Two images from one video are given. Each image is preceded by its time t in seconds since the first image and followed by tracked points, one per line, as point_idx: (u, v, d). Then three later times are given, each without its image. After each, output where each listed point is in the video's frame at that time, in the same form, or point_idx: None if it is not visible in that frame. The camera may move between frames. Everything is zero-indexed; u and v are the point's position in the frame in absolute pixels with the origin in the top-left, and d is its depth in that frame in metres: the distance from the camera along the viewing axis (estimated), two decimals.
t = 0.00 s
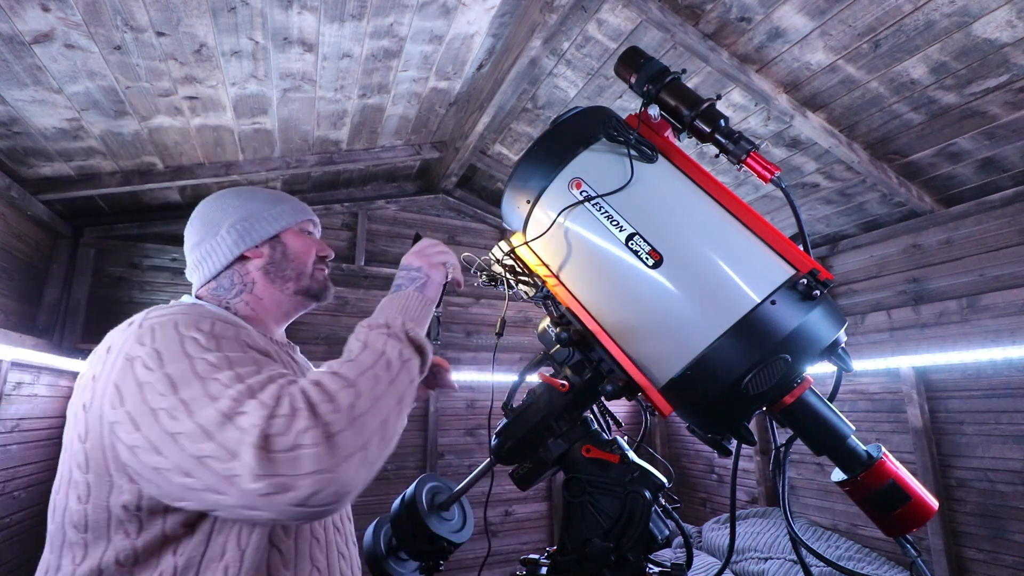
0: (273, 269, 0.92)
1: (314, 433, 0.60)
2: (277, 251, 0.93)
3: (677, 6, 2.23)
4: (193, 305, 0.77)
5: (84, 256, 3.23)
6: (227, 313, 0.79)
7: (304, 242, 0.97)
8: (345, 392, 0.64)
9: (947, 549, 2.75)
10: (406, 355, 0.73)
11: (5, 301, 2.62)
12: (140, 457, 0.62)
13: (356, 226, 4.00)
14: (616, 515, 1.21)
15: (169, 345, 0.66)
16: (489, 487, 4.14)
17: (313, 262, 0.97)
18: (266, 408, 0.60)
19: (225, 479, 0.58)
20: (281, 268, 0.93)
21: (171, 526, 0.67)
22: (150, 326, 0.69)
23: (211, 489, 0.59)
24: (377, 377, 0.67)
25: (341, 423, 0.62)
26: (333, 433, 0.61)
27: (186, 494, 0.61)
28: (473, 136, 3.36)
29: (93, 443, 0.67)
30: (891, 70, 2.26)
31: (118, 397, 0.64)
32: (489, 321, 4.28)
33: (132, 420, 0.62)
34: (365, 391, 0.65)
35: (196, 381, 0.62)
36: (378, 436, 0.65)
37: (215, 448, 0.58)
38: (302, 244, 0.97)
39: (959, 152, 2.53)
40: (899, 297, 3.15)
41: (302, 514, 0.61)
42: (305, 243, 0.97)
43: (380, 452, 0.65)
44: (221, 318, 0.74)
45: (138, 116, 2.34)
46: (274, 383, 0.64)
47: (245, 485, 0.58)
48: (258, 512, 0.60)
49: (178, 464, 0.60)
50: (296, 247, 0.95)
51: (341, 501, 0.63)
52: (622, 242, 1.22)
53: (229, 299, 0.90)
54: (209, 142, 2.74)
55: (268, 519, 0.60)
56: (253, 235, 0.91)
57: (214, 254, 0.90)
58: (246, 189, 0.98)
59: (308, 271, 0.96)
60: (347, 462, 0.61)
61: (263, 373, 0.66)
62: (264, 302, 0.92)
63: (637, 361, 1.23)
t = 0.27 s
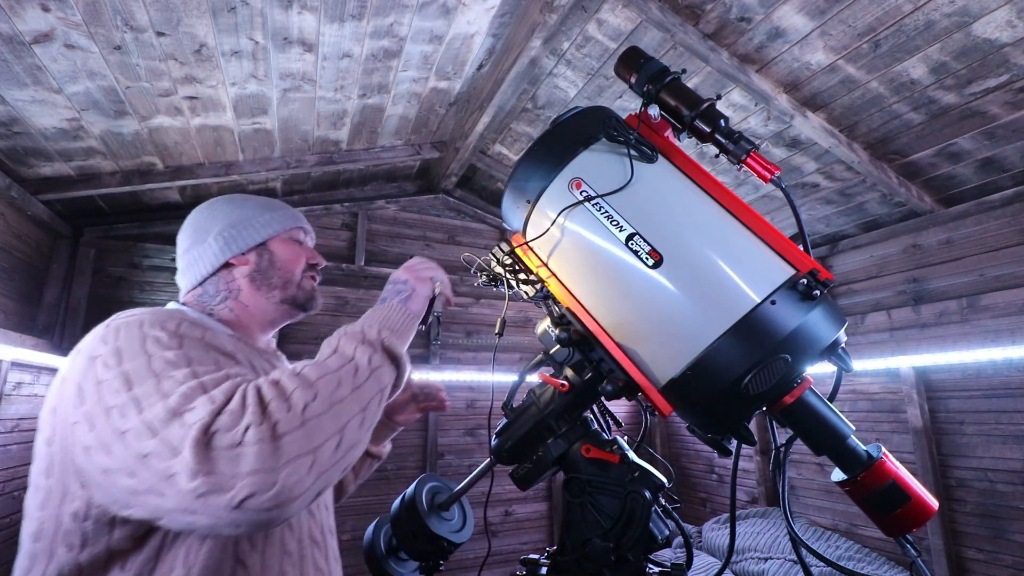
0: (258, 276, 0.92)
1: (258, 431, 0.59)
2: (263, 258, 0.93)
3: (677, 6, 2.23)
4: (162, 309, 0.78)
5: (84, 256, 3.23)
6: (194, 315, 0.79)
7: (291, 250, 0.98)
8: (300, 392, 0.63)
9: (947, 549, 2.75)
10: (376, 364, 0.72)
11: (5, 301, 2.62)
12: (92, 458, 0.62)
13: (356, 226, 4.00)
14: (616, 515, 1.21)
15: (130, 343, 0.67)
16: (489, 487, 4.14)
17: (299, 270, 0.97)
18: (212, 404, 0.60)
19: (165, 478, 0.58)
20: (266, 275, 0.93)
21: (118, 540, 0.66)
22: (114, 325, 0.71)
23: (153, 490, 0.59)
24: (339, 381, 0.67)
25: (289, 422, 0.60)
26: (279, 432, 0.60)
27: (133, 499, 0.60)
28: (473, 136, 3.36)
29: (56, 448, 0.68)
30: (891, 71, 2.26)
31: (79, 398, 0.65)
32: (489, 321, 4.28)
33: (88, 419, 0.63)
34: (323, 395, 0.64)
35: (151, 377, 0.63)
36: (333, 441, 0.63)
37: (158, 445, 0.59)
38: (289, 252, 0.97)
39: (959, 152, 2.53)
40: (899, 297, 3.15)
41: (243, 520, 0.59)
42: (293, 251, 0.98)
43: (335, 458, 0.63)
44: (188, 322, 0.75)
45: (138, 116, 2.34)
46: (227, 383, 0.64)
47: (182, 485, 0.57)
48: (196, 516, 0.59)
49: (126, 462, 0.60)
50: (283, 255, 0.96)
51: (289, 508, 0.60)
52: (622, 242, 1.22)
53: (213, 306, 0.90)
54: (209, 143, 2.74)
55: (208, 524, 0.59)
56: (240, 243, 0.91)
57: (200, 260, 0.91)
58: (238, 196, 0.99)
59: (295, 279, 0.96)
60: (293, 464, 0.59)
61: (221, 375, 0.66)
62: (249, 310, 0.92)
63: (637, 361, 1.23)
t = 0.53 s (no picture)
0: (205, 278, 0.93)
1: (171, 510, 0.59)
2: (211, 260, 0.93)
3: (677, 6, 2.23)
4: (92, 331, 0.76)
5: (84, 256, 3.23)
6: (132, 346, 0.78)
7: (241, 250, 0.97)
8: (225, 462, 0.63)
9: (947, 549, 2.75)
10: (320, 427, 0.70)
11: (5, 301, 2.62)
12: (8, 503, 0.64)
13: (357, 226, 4.00)
14: (616, 515, 1.21)
15: (47, 388, 0.65)
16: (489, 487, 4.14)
17: (249, 272, 0.97)
18: (125, 471, 0.60)
19: (75, 542, 0.59)
20: (213, 278, 0.93)
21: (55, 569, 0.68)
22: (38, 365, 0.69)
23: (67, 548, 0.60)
24: (274, 449, 0.66)
25: (209, 500, 0.60)
26: (195, 509, 0.60)
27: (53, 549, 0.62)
28: (473, 136, 3.36)
29: None
30: (891, 71, 2.26)
31: None
32: (489, 321, 4.28)
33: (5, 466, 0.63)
34: (252, 466, 0.64)
35: (65, 430, 0.62)
36: (258, 514, 0.64)
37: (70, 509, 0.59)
38: (239, 253, 0.96)
39: (959, 152, 2.53)
40: (899, 297, 3.15)
41: None
42: (243, 252, 0.97)
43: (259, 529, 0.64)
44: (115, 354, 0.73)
45: (138, 116, 2.34)
46: (147, 441, 0.63)
47: (88, 556, 0.59)
48: None
49: (41, 514, 0.61)
50: (232, 257, 0.95)
51: None
52: (622, 242, 1.22)
53: (159, 309, 0.92)
54: (209, 142, 2.74)
55: None
56: (186, 244, 0.91)
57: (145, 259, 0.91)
58: (193, 187, 0.98)
59: (245, 282, 0.96)
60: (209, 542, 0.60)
61: (143, 425, 0.65)
62: (195, 313, 0.94)
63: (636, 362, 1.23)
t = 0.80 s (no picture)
0: (182, 275, 0.96)
1: (136, 535, 0.60)
2: (191, 258, 0.97)
3: (677, 6, 2.23)
4: (66, 333, 0.78)
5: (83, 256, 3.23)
6: (108, 355, 0.79)
7: (222, 247, 1.00)
8: (192, 487, 0.64)
9: (947, 549, 2.75)
10: (293, 450, 0.71)
11: (5, 301, 2.62)
12: None
13: (357, 226, 4.00)
14: (616, 515, 1.20)
15: (20, 398, 0.67)
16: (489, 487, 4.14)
17: (230, 269, 1.00)
18: (92, 493, 0.61)
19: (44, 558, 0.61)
20: (192, 276, 0.96)
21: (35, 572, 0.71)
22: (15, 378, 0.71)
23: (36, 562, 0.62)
24: (243, 473, 0.67)
25: (174, 527, 0.62)
26: (158, 535, 0.61)
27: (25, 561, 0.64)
28: (473, 136, 3.36)
29: None
30: (891, 71, 2.26)
31: None
32: (489, 321, 4.27)
33: None
34: (219, 491, 0.65)
35: (39, 446, 0.64)
36: (224, 540, 0.65)
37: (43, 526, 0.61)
38: (220, 250, 0.99)
39: (959, 152, 2.53)
40: (899, 297, 3.15)
41: None
42: (224, 249, 1.00)
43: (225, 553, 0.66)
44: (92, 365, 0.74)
45: (138, 116, 2.34)
46: (115, 459, 0.64)
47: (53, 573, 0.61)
48: None
49: (13, 525, 0.63)
50: (212, 254, 0.98)
51: None
52: (622, 242, 1.22)
53: (139, 306, 0.96)
54: (209, 142, 2.74)
55: None
56: (166, 241, 0.95)
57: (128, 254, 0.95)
58: (180, 183, 1.03)
59: (225, 279, 0.99)
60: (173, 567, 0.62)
61: (113, 442, 0.66)
62: (174, 310, 0.97)
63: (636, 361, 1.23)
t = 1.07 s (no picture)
0: (221, 286, 0.95)
1: (160, 502, 0.61)
2: (228, 269, 0.95)
3: (677, 6, 2.23)
4: (105, 329, 0.79)
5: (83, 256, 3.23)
6: (144, 345, 0.80)
7: (256, 259, 0.98)
8: (212, 458, 0.64)
9: (947, 549, 2.75)
10: (304, 426, 0.71)
11: (5, 301, 2.62)
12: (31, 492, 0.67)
13: (357, 226, 4.01)
14: (616, 515, 1.20)
15: (63, 382, 0.68)
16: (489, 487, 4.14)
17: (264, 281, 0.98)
18: (125, 465, 0.62)
19: (81, 529, 0.62)
20: (229, 287, 0.95)
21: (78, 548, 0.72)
22: (60, 362, 0.72)
23: (74, 533, 0.63)
24: (260, 446, 0.67)
25: (195, 495, 0.62)
26: (180, 503, 0.62)
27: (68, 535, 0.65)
28: (473, 136, 3.36)
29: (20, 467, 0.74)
30: (891, 71, 2.26)
31: (20, 431, 0.69)
32: (489, 321, 4.27)
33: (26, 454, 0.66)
34: (237, 462, 0.65)
35: (80, 423, 0.65)
36: (243, 509, 0.64)
37: (78, 498, 0.62)
38: (255, 261, 0.98)
39: (959, 152, 2.53)
40: (899, 297, 3.15)
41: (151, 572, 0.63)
42: (258, 261, 0.98)
43: (245, 523, 0.65)
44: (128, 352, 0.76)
45: (138, 116, 2.34)
46: (147, 436, 0.65)
47: (91, 541, 0.62)
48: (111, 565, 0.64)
49: (53, 503, 0.64)
50: (247, 265, 0.97)
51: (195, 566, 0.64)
52: (622, 242, 1.22)
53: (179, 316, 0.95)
54: (209, 142, 2.74)
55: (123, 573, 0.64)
56: (204, 254, 0.93)
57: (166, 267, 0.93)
58: (215, 199, 1.01)
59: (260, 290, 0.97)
60: (194, 535, 0.62)
61: (147, 421, 0.67)
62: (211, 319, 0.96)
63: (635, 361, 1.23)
